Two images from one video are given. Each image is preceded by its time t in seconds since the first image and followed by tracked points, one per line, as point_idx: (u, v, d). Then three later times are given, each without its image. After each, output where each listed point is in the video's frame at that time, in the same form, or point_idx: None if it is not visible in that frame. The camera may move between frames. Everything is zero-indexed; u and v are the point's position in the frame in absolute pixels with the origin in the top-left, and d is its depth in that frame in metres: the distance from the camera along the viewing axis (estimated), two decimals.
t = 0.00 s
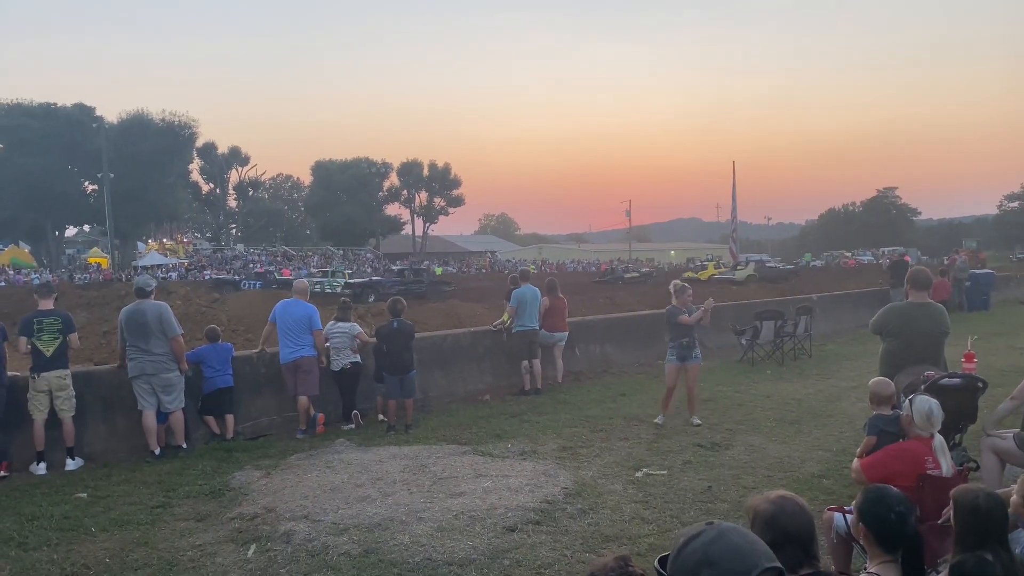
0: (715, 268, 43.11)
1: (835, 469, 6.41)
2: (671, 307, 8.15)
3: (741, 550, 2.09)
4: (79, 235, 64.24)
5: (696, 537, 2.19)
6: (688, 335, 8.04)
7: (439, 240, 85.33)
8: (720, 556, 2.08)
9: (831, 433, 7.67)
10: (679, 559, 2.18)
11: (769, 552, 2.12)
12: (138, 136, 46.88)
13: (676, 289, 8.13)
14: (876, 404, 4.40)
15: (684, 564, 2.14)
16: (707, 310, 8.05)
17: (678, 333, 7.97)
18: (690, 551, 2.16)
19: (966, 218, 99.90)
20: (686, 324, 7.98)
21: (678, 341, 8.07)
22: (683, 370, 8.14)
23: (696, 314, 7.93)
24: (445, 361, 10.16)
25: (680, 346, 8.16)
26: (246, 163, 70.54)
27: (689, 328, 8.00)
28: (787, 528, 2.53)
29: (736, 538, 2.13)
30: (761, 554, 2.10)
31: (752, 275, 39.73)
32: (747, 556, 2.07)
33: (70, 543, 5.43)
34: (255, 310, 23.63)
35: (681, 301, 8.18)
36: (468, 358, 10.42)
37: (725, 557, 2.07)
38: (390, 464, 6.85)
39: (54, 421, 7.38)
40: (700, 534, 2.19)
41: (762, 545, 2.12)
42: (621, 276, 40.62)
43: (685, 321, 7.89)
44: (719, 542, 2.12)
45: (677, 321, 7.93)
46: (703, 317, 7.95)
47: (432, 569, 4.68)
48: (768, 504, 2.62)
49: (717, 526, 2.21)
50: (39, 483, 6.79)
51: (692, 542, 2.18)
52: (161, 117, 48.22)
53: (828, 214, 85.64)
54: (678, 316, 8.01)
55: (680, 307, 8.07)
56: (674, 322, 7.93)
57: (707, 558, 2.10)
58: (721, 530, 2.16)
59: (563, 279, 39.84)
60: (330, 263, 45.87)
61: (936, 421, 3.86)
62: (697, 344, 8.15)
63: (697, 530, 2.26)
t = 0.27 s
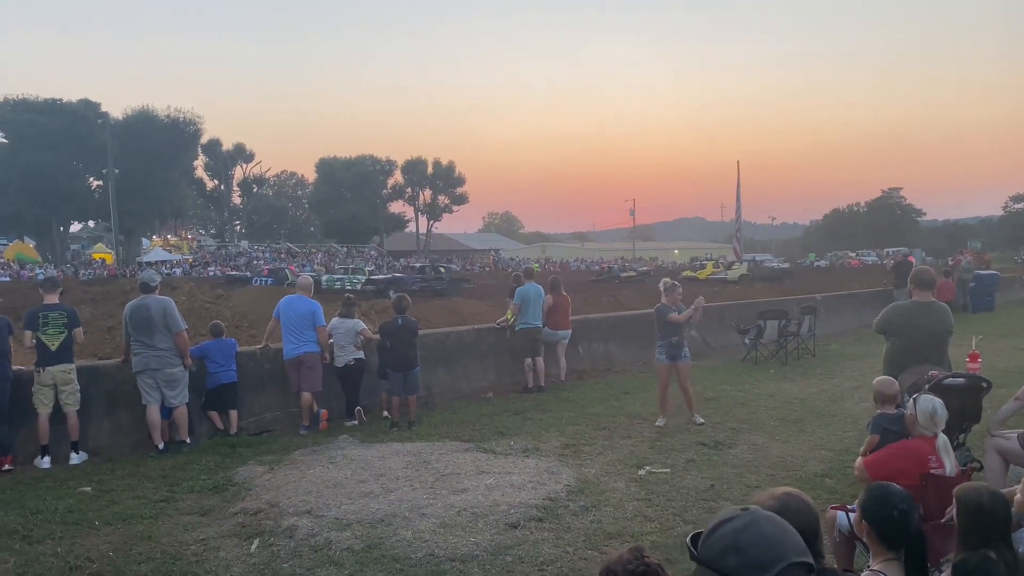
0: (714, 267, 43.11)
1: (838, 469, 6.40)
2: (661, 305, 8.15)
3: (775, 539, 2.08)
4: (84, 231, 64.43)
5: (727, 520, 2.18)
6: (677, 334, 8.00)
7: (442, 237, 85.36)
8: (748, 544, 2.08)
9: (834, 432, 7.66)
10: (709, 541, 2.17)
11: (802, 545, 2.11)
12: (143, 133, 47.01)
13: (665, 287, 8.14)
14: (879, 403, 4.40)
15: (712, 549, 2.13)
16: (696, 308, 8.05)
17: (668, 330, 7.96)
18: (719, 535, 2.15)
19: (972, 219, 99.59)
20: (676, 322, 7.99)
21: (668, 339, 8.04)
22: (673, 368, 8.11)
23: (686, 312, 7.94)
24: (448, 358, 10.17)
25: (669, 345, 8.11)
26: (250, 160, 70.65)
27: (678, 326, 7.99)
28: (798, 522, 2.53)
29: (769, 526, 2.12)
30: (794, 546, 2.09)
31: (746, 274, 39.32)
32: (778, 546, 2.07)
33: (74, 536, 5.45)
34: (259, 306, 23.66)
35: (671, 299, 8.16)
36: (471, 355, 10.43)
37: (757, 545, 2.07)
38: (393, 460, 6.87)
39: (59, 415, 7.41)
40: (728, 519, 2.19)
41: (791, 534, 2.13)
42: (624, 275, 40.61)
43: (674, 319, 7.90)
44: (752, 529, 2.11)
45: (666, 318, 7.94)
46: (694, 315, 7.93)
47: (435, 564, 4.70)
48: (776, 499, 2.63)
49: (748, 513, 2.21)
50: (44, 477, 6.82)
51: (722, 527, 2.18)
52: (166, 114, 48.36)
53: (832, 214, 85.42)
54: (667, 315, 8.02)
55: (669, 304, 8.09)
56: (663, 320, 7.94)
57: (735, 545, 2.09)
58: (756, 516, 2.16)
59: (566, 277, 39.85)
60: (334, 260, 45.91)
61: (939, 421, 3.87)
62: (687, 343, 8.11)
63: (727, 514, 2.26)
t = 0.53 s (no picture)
0: (710, 266, 43.00)
1: (840, 468, 6.39)
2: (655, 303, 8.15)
3: (786, 534, 2.08)
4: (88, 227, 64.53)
5: (739, 512, 2.18)
6: (672, 332, 7.98)
7: (445, 235, 85.36)
8: (757, 539, 2.08)
9: (837, 431, 7.65)
10: (719, 532, 2.17)
11: (813, 541, 2.10)
12: (147, 129, 47.08)
13: (659, 285, 8.14)
14: (882, 402, 4.38)
15: (721, 541, 2.14)
16: (690, 305, 8.03)
17: (663, 328, 7.94)
18: (728, 529, 2.15)
19: (976, 219, 99.31)
20: (670, 320, 7.98)
21: (663, 337, 8.01)
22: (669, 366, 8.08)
23: (680, 310, 7.93)
24: (450, 355, 10.18)
25: (665, 344, 8.06)
26: (253, 157, 70.67)
27: (673, 324, 7.98)
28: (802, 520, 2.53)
29: (780, 520, 2.11)
30: (805, 541, 2.09)
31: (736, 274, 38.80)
32: (787, 541, 2.06)
33: (75, 531, 5.46)
34: (262, 303, 23.69)
35: (665, 297, 8.15)
36: (474, 352, 10.43)
37: (764, 539, 2.06)
38: (395, 456, 6.87)
39: (60, 410, 7.42)
40: (740, 512, 2.19)
41: (801, 529, 2.13)
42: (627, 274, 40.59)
43: (668, 317, 7.90)
44: (763, 523, 2.11)
45: (660, 316, 7.94)
46: (688, 313, 7.91)
47: (436, 561, 4.69)
48: (780, 496, 2.63)
49: (762, 504, 2.20)
50: (46, 472, 6.84)
51: (732, 519, 2.17)
52: (170, 110, 48.43)
53: (835, 213, 85.22)
54: (661, 313, 8.03)
55: (663, 302, 8.08)
56: (657, 318, 7.94)
57: (744, 539, 2.09)
58: (766, 510, 2.15)
59: (568, 275, 39.84)
60: (336, 257, 45.95)
61: (942, 420, 3.86)
62: (683, 340, 8.08)
63: (738, 506, 2.26)
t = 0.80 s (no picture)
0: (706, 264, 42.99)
1: (840, 467, 6.39)
2: (650, 302, 8.14)
3: (771, 528, 2.07)
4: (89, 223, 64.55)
5: (729, 506, 2.17)
6: (669, 330, 7.98)
7: (446, 233, 85.37)
8: (741, 531, 2.07)
9: (837, 431, 7.65)
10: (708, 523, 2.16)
11: (798, 535, 2.10)
12: (148, 125, 47.06)
13: (654, 283, 8.11)
14: (883, 400, 4.38)
15: (708, 533, 2.13)
16: (686, 303, 8.04)
17: (659, 326, 7.93)
18: (715, 522, 2.14)
19: (977, 219, 99.35)
20: (666, 318, 7.97)
21: (660, 335, 8.00)
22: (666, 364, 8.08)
23: (676, 308, 7.91)
24: (451, 352, 10.18)
25: (661, 342, 8.08)
26: (255, 153, 70.62)
27: (669, 322, 7.96)
28: (801, 518, 2.52)
29: (765, 515, 2.10)
30: (791, 536, 2.08)
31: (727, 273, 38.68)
32: (772, 535, 2.05)
33: (76, 526, 5.47)
34: (263, 299, 23.71)
35: (660, 295, 8.12)
36: (474, 350, 10.43)
37: (751, 533, 2.05)
38: (395, 453, 6.87)
39: (61, 406, 7.42)
40: (726, 504, 2.18)
41: (788, 524, 2.11)
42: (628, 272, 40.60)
43: (664, 315, 7.88)
44: (749, 516, 2.10)
45: (656, 315, 7.93)
46: (683, 310, 7.89)
47: (436, 557, 4.70)
48: (779, 493, 2.61)
49: (751, 499, 2.18)
50: (46, 467, 6.84)
51: (720, 511, 2.16)
52: (172, 107, 48.44)
53: (836, 213, 85.24)
54: (657, 311, 8.01)
55: (659, 300, 8.05)
56: (653, 316, 7.93)
57: (729, 530, 2.08)
58: (752, 504, 2.14)
59: (569, 273, 39.83)
60: (337, 254, 45.98)
61: (943, 418, 3.85)
62: (679, 339, 8.07)
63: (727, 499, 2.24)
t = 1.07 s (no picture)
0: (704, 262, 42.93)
1: (841, 464, 6.39)
2: (647, 299, 8.10)
3: (740, 530, 2.09)
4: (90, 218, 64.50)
5: (695, 509, 2.16)
6: (666, 327, 7.95)
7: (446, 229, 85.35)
8: (715, 530, 2.08)
9: (838, 427, 7.65)
10: (677, 525, 2.14)
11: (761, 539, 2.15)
12: (149, 120, 47.04)
13: (651, 281, 8.08)
14: (884, 398, 4.37)
15: (680, 534, 2.10)
16: (684, 300, 8.00)
17: (656, 324, 7.90)
18: (683, 522, 2.12)
19: (978, 217, 99.24)
20: (664, 316, 7.93)
21: (658, 333, 7.99)
22: (664, 361, 8.07)
23: (673, 305, 7.87)
24: (452, 349, 10.18)
25: (659, 339, 8.07)
26: (256, 150, 70.57)
27: (666, 320, 7.92)
28: (803, 514, 2.52)
29: (732, 517, 2.12)
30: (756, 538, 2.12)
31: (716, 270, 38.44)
32: (741, 535, 2.08)
33: (76, 521, 5.47)
34: (263, 295, 23.71)
35: (657, 293, 8.09)
36: (475, 346, 10.44)
37: (725, 534, 2.06)
38: (396, 449, 6.87)
39: (62, 401, 7.42)
40: (693, 506, 2.18)
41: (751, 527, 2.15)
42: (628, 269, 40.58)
43: (662, 313, 7.84)
44: (717, 516, 2.11)
45: (654, 313, 7.88)
46: (681, 308, 7.86)
47: (437, 553, 4.70)
48: (781, 490, 2.61)
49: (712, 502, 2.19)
50: (47, 461, 6.85)
51: (690, 512, 2.15)
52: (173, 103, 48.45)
53: (837, 211, 85.21)
54: (655, 309, 7.97)
55: (656, 298, 8.02)
56: (651, 314, 7.89)
57: (702, 530, 2.08)
58: (716, 505, 2.16)
59: (570, 270, 39.81)
60: (338, 251, 45.98)
61: (945, 416, 3.85)
62: (678, 335, 8.06)
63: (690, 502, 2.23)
